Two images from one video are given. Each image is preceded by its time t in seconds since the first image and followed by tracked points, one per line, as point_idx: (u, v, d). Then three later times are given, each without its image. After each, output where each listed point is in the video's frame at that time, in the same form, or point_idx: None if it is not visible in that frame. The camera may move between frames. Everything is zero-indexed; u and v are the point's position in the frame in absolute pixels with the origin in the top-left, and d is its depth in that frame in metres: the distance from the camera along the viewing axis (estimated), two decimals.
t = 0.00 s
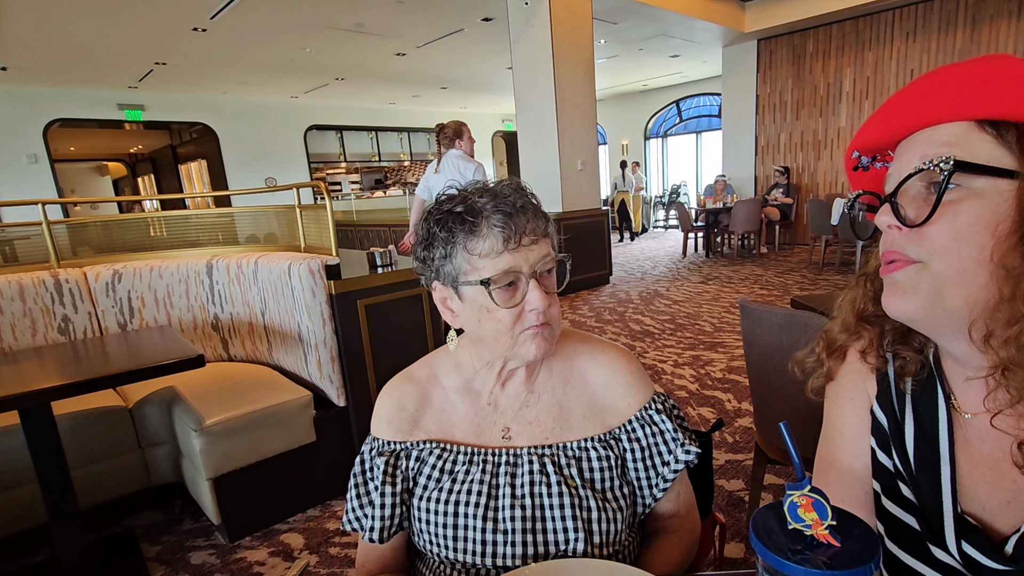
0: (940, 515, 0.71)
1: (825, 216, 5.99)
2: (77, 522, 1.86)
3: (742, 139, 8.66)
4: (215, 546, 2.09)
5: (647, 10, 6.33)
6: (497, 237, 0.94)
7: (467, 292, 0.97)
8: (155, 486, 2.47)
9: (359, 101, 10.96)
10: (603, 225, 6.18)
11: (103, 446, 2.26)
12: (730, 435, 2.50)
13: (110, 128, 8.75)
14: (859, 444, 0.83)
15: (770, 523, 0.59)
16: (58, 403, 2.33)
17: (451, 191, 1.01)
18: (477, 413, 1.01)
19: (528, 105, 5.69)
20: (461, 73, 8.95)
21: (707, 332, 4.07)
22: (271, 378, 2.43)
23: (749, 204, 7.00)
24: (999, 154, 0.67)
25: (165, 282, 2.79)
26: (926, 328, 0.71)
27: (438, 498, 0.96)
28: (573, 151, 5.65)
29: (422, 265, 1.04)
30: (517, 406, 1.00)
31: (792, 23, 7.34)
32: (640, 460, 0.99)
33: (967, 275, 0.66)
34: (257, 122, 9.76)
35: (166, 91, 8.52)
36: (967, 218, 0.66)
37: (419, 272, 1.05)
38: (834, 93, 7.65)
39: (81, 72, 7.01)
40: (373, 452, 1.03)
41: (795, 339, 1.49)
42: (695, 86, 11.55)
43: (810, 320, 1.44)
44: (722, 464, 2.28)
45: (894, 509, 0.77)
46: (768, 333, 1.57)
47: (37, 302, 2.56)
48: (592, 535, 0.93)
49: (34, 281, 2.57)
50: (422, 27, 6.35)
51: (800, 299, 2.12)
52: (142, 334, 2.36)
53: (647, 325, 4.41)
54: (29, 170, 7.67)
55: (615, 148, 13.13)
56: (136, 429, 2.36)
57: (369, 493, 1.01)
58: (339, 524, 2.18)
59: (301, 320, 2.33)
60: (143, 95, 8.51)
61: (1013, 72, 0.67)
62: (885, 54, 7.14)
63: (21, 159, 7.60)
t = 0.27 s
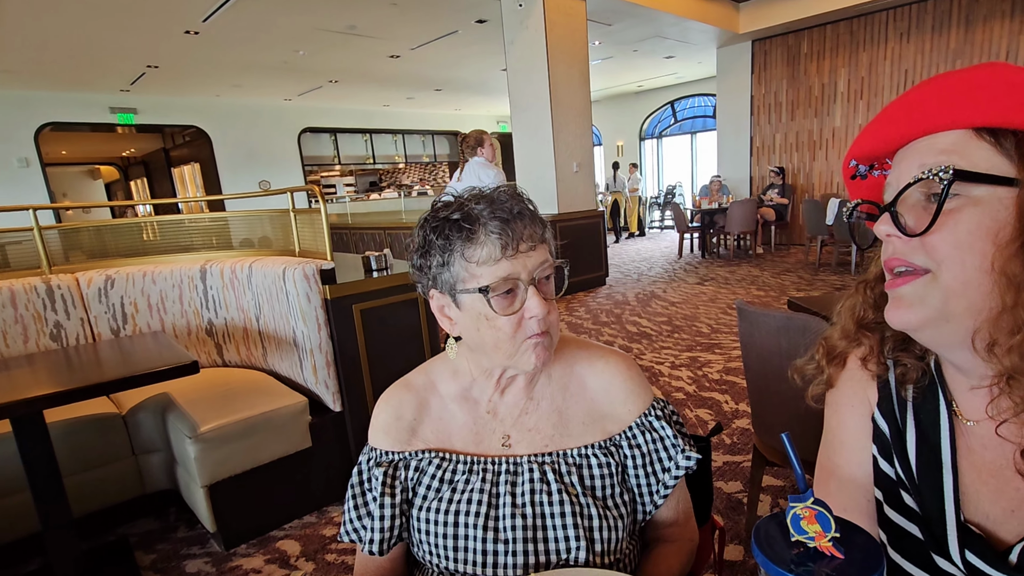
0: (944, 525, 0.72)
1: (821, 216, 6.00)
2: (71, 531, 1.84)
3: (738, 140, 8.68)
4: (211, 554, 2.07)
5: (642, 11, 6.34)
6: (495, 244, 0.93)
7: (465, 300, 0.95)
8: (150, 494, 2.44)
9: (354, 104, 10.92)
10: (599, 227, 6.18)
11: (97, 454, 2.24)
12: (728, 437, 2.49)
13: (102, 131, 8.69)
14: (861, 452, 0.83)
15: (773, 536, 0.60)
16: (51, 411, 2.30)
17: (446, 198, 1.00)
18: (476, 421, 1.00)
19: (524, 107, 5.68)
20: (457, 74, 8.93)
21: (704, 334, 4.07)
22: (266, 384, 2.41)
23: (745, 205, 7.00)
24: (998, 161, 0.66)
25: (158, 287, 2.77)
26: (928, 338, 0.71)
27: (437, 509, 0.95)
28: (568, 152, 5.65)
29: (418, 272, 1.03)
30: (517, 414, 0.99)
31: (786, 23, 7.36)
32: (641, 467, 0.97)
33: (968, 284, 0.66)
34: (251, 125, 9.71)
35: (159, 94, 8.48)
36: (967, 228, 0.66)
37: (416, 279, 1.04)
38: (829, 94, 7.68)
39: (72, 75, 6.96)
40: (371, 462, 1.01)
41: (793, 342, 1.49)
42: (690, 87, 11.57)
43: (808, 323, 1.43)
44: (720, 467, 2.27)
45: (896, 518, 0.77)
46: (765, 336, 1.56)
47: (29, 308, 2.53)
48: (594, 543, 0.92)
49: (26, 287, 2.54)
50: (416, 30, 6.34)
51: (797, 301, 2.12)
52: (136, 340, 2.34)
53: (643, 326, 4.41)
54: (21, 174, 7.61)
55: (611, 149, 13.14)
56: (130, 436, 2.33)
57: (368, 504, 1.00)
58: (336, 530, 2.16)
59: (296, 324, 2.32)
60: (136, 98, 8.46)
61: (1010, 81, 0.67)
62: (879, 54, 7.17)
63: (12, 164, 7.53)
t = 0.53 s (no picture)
0: (941, 531, 0.72)
1: (815, 216, 6.02)
2: (63, 540, 1.82)
3: (732, 140, 8.71)
4: (206, 561, 2.05)
5: (635, 12, 6.35)
6: (490, 250, 0.92)
7: (460, 306, 0.95)
8: (143, 501, 2.42)
9: (348, 106, 10.90)
10: (594, 228, 6.18)
11: (89, 462, 2.21)
12: (724, 438, 2.49)
13: (93, 134, 8.63)
14: (859, 457, 0.83)
15: (771, 543, 0.59)
16: (42, 419, 2.28)
17: (440, 203, 0.99)
18: (473, 428, 0.99)
19: (518, 109, 5.68)
20: (450, 76, 8.92)
21: (699, 335, 4.07)
22: (261, 389, 2.40)
23: (739, 205, 7.02)
24: (993, 166, 0.66)
25: (151, 293, 2.75)
26: (926, 342, 0.71)
27: (433, 516, 0.94)
28: (563, 154, 5.65)
29: (413, 278, 1.02)
30: (513, 420, 0.99)
31: (778, 24, 7.40)
32: (639, 473, 0.97)
33: (965, 289, 0.66)
34: (244, 127, 9.67)
35: (151, 97, 8.43)
36: (963, 233, 0.66)
37: (410, 285, 1.03)
38: (821, 94, 7.71)
39: (63, 79, 6.92)
40: (366, 470, 1.00)
41: (789, 344, 1.48)
42: (683, 87, 11.60)
43: (804, 325, 1.43)
44: (717, 468, 2.27)
45: (893, 524, 0.78)
46: (761, 338, 1.56)
47: (20, 315, 2.51)
48: (591, 550, 0.91)
49: (16, 293, 2.51)
50: (409, 31, 6.32)
51: (792, 301, 2.12)
52: (128, 346, 2.32)
53: (639, 327, 4.41)
54: (11, 179, 7.55)
55: (605, 150, 13.15)
56: (122, 443, 2.31)
57: (363, 512, 0.99)
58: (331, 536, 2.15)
59: (290, 329, 2.30)
60: (128, 102, 8.40)
61: (1003, 86, 0.67)
62: (871, 55, 7.21)
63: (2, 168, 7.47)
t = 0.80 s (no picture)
0: (935, 531, 0.72)
1: (809, 216, 6.04)
2: (56, 548, 1.80)
3: (726, 141, 8.75)
4: (201, 567, 2.04)
5: (629, 14, 6.37)
6: (483, 254, 0.92)
7: (453, 310, 0.95)
8: (138, 506, 2.40)
9: (342, 108, 10.88)
10: (589, 229, 6.19)
11: (83, 468, 2.20)
12: (720, 439, 2.50)
13: (86, 138, 8.59)
14: (853, 458, 0.83)
15: (766, 543, 0.59)
16: (35, 425, 2.26)
17: (433, 206, 0.99)
18: (467, 432, 0.99)
19: (512, 111, 5.68)
20: (445, 78, 8.92)
21: (695, 335, 4.08)
22: (256, 393, 2.39)
23: (734, 206, 7.04)
24: (979, 169, 0.67)
25: (144, 297, 2.73)
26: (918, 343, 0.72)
27: (429, 520, 0.94)
28: (558, 155, 5.65)
29: (406, 282, 1.02)
30: (508, 423, 0.98)
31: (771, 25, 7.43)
32: (634, 475, 0.97)
33: (954, 290, 0.66)
34: (238, 130, 9.64)
35: (144, 101, 8.39)
36: (952, 235, 0.66)
37: (404, 289, 1.03)
38: (815, 94, 7.75)
39: (55, 82, 6.89)
40: (361, 474, 1.00)
41: (784, 344, 1.49)
42: (677, 89, 11.64)
43: (799, 325, 1.44)
44: (713, 468, 2.27)
45: (887, 524, 0.78)
46: (755, 339, 1.56)
47: (11, 320, 2.49)
48: (587, 553, 0.91)
49: (8, 298, 2.49)
50: (403, 34, 6.32)
51: (786, 302, 2.12)
52: (122, 351, 2.31)
53: (635, 328, 4.41)
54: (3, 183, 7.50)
55: (600, 151, 13.18)
56: (116, 448, 2.30)
57: (358, 517, 0.98)
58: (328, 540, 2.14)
59: (285, 333, 2.29)
60: (120, 105, 8.36)
61: (989, 87, 0.67)
62: (863, 55, 7.25)
63: None
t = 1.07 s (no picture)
0: (936, 528, 0.72)
1: (805, 215, 6.05)
2: (50, 552, 1.79)
3: (721, 141, 8.77)
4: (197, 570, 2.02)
5: (624, 14, 6.38)
6: (479, 252, 0.92)
7: (450, 309, 0.94)
8: (133, 509, 2.38)
9: (337, 109, 10.85)
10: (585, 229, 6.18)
11: (77, 471, 2.18)
12: (718, 437, 2.50)
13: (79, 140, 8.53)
14: (853, 455, 0.83)
15: (766, 541, 0.59)
16: (28, 428, 2.24)
17: (429, 206, 0.98)
18: (465, 432, 0.98)
19: (508, 111, 5.67)
20: (441, 79, 8.92)
21: (692, 334, 4.08)
22: (252, 395, 2.37)
23: (730, 205, 7.05)
24: (976, 164, 0.66)
25: (138, 299, 2.71)
26: (916, 341, 0.71)
27: (427, 521, 0.93)
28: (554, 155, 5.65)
29: (402, 281, 1.01)
30: (506, 422, 0.98)
31: (766, 25, 7.45)
32: (633, 474, 0.96)
33: (951, 288, 0.66)
34: (233, 132, 9.60)
35: (137, 102, 8.35)
36: (948, 232, 0.66)
37: (401, 289, 1.02)
38: (810, 94, 7.77)
39: (48, 84, 6.85)
40: (359, 475, 0.99)
41: (781, 342, 1.49)
42: (673, 89, 11.67)
43: (797, 323, 1.43)
44: (712, 467, 2.27)
45: (889, 522, 0.78)
46: (753, 337, 1.56)
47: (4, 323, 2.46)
48: (587, 553, 0.90)
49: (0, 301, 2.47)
50: (398, 34, 6.30)
51: (783, 300, 2.12)
52: (116, 353, 2.29)
53: (632, 327, 4.41)
54: None
55: (596, 151, 13.19)
56: (111, 451, 2.28)
57: (355, 518, 0.97)
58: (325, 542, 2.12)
59: (281, 334, 2.28)
60: (114, 107, 8.32)
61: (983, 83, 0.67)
62: (858, 54, 7.27)
63: None
